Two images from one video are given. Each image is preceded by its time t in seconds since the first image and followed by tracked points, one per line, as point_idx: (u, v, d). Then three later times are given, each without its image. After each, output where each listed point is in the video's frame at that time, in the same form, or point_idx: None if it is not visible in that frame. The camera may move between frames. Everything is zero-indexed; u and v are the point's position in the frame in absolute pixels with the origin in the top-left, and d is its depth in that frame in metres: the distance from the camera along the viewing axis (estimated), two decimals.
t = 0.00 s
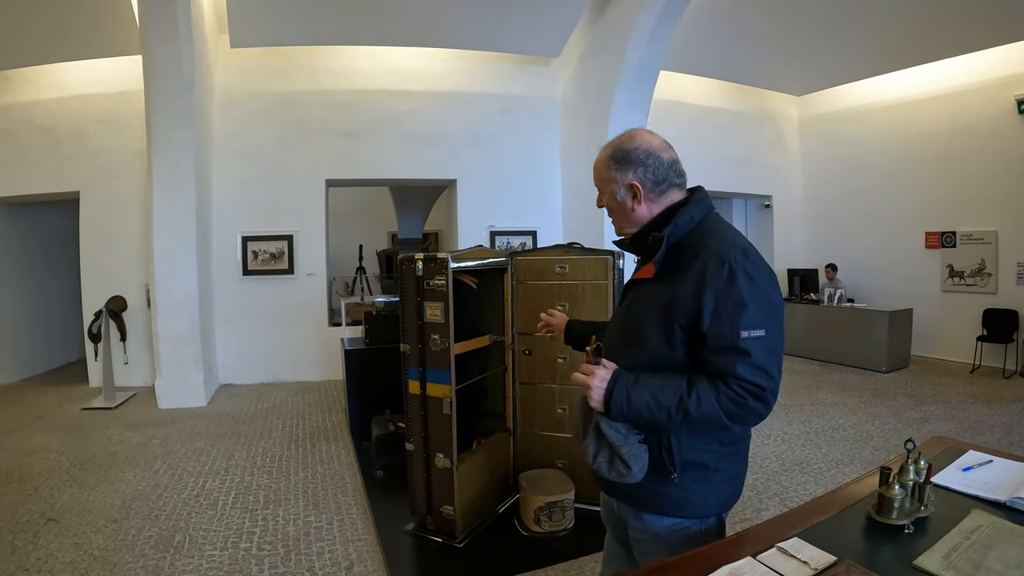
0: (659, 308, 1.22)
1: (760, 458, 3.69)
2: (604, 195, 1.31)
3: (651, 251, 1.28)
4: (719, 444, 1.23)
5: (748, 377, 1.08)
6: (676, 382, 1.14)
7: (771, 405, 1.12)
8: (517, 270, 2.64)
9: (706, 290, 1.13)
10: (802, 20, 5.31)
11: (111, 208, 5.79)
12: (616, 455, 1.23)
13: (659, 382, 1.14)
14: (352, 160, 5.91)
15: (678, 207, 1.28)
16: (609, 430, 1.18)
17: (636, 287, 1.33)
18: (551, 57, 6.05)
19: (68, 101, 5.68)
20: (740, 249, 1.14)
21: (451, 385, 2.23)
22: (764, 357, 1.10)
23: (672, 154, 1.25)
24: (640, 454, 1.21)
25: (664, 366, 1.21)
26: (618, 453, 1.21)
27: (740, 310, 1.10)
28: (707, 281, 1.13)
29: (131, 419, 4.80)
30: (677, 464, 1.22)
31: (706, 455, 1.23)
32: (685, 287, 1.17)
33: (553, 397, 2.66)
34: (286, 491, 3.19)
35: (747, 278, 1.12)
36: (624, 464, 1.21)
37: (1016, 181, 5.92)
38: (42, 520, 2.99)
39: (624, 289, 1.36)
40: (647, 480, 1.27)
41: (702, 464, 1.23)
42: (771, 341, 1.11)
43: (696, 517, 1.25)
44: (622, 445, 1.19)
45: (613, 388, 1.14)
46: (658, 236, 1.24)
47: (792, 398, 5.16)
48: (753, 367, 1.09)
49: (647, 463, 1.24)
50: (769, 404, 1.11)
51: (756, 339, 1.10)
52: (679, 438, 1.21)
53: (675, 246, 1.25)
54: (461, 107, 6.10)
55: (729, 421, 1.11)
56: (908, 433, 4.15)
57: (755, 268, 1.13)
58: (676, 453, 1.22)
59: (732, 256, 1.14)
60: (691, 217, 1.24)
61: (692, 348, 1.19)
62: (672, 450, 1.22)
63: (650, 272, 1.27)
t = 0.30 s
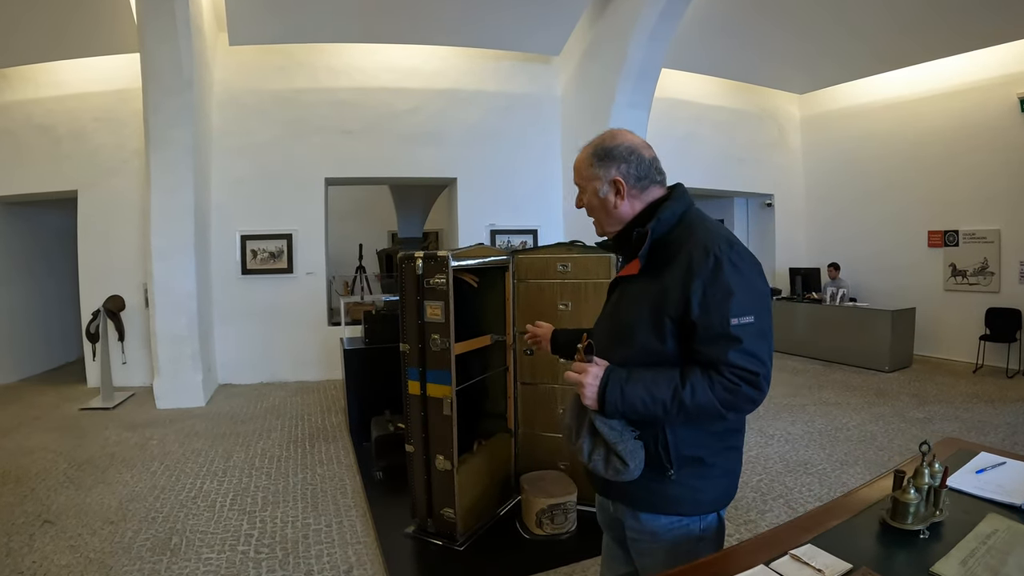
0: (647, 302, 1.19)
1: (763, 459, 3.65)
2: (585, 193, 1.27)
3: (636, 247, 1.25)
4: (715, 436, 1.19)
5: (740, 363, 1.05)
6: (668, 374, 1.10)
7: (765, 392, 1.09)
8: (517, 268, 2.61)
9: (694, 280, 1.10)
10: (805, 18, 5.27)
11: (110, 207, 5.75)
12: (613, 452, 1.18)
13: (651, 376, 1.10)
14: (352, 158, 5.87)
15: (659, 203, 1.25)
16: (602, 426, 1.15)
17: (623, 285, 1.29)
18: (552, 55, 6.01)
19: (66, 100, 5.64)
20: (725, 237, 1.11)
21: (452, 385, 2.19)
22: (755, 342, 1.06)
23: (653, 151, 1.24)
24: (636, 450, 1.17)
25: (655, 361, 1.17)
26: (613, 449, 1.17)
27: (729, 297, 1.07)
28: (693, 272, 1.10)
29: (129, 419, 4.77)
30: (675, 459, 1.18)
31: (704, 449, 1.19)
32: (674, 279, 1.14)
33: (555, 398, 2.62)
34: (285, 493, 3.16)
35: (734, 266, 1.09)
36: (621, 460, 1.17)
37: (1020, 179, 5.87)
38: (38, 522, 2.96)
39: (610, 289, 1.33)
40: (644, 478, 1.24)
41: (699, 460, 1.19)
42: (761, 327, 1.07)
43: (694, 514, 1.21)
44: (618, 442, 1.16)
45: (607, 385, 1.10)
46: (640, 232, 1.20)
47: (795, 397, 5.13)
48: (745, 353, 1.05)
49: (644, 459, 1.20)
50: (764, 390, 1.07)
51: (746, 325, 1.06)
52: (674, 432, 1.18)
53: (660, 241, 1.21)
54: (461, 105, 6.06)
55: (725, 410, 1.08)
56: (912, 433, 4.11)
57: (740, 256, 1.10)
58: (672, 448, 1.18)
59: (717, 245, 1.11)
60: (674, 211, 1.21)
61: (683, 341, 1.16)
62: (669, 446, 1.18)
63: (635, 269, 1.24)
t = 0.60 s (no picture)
0: (648, 300, 1.14)
1: (765, 461, 3.60)
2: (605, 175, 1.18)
3: (631, 250, 1.21)
4: (722, 432, 1.16)
5: (751, 349, 1.01)
6: (679, 369, 1.04)
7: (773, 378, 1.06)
8: (517, 268, 2.56)
9: (697, 271, 1.07)
10: (806, 16, 5.22)
11: (106, 207, 5.70)
12: (630, 456, 1.10)
13: (662, 372, 1.03)
14: (349, 158, 5.82)
15: (647, 206, 1.23)
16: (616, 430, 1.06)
17: (617, 290, 1.24)
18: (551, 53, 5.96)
19: (62, 100, 5.59)
20: (719, 227, 1.10)
21: (450, 390, 2.15)
22: (762, 327, 1.04)
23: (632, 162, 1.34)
24: (654, 450, 1.10)
25: (661, 359, 1.12)
26: (630, 452, 1.09)
27: (733, 285, 1.04)
28: (694, 263, 1.07)
29: (125, 421, 4.72)
30: (686, 459, 1.13)
31: (712, 446, 1.15)
32: (675, 273, 1.10)
33: (555, 400, 2.58)
34: (280, 497, 3.11)
35: (734, 254, 1.08)
36: (640, 464, 1.09)
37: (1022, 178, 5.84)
38: (31, 527, 2.91)
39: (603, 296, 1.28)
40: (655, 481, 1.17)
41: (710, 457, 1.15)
42: (765, 313, 1.05)
43: (706, 513, 1.17)
44: (634, 444, 1.09)
45: (620, 388, 1.03)
46: (635, 232, 1.18)
47: (797, 398, 5.09)
48: (754, 339, 1.02)
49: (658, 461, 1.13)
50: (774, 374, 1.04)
51: (751, 311, 1.04)
52: (685, 430, 1.12)
53: (654, 240, 1.19)
54: (459, 104, 6.02)
55: (741, 399, 1.03)
56: (916, 435, 4.07)
57: (737, 245, 1.10)
58: (684, 447, 1.13)
59: (713, 237, 1.09)
60: (662, 211, 1.20)
61: (688, 336, 1.12)
62: (680, 445, 1.12)
63: (630, 271, 1.20)
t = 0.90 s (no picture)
0: (668, 297, 1.10)
1: (767, 463, 3.56)
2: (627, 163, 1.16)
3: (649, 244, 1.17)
4: (738, 433, 1.12)
5: (776, 348, 1.01)
6: (703, 368, 1.01)
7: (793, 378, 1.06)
8: (514, 268, 2.50)
9: (722, 267, 1.04)
10: (807, 14, 5.17)
11: (100, 206, 5.64)
12: (654, 461, 1.05)
13: (687, 372, 1.00)
14: (346, 156, 5.77)
15: (663, 200, 1.19)
16: (638, 432, 1.03)
17: (630, 286, 1.18)
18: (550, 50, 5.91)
19: (56, 97, 5.53)
20: (742, 224, 1.09)
21: (445, 392, 2.10)
22: (785, 327, 1.03)
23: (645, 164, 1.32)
24: (679, 454, 1.04)
25: (681, 358, 1.08)
26: (654, 457, 1.04)
27: (756, 283, 1.03)
28: (719, 259, 1.04)
29: (120, 422, 4.67)
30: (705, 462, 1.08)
31: (729, 448, 1.11)
32: (698, 268, 1.07)
33: (554, 402, 2.53)
34: (275, 500, 3.07)
35: (756, 252, 1.06)
36: (665, 468, 1.03)
37: None
38: (22, 530, 2.86)
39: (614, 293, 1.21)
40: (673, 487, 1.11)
41: (726, 460, 1.11)
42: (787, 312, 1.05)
43: (722, 519, 1.12)
44: (658, 447, 1.04)
45: (644, 388, 0.99)
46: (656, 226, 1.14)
47: (797, 399, 5.05)
48: (779, 338, 1.01)
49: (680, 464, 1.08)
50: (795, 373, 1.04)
51: (775, 310, 1.03)
52: (705, 433, 1.08)
53: (672, 235, 1.15)
54: (457, 101, 5.97)
55: (763, 398, 1.02)
56: (919, 436, 4.03)
57: (758, 242, 1.08)
58: (703, 449, 1.08)
59: (737, 233, 1.07)
60: (679, 206, 1.16)
61: (708, 335, 1.09)
62: (700, 447, 1.08)
63: (647, 266, 1.15)
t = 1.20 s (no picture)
0: (704, 299, 1.09)
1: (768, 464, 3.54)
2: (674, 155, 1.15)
3: (689, 243, 1.16)
4: (762, 447, 1.12)
5: (809, 365, 1.01)
6: (733, 378, 1.02)
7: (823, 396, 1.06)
8: (512, 267, 2.47)
9: (761, 275, 1.04)
10: (808, 12, 5.15)
11: (97, 205, 5.60)
12: (671, 469, 1.05)
13: (716, 381, 1.01)
14: (345, 155, 5.74)
15: (708, 199, 1.17)
16: (659, 438, 1.03)
17: (664, 283, 1.18)
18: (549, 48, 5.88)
19: (52, 96, 5.49)
20: (785, 234, 1.08)
21: (442, 394, 2.08)
22: (819, 344, 1.03)
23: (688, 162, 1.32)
24: (697, 463, 1.05)
25: (709, 365, 1.09)
26: (673, 464, 1.03)
27: (796, 296, 1.03)
28: (761, 267, 1.04)
29: (116, 423, 4.64)
30: (724, 470, 1.08)
31: (751, 460, 1.10)
32: (737, 274, 1.06)
33: (552, 404, 2.50)
34: (271, 502, 3.04)
35: (797, 264, 1.06)
36: (682, 477, 1.04)
37: None
38: (17, 532, 2.83)
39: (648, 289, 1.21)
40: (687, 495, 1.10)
41: (746, 470, 1.10)
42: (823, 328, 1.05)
43: (738, 527, 1.10)
44: (678, 456, 1.04)
45: (670, 392, 0.99)
46: (698, 225, 1.12)
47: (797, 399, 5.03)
48: (812, 354, 1.02)
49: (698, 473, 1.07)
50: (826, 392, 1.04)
51: (812, 325, 1.03)
52: (727, 442, 1.08)
53: (714, 236, 1.14)
54: (456, 100, 5.93)
55: (789, 414, 1.02)
56: (920, 437, 4.00)
57: (801, 254, 1.08)
58: (723, 459, 1.08)
59: (780, 241, 1.07)
60: (724, 207, 1.15)
61: (740, 343, 1.09)
62: (720, 457, 1.08)
63: (685, 267, 1.14)
